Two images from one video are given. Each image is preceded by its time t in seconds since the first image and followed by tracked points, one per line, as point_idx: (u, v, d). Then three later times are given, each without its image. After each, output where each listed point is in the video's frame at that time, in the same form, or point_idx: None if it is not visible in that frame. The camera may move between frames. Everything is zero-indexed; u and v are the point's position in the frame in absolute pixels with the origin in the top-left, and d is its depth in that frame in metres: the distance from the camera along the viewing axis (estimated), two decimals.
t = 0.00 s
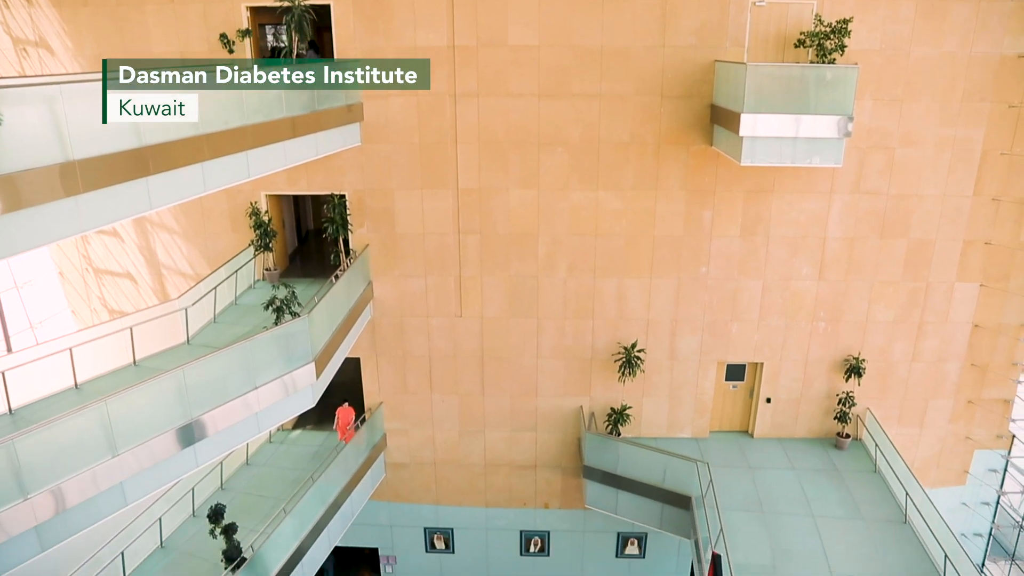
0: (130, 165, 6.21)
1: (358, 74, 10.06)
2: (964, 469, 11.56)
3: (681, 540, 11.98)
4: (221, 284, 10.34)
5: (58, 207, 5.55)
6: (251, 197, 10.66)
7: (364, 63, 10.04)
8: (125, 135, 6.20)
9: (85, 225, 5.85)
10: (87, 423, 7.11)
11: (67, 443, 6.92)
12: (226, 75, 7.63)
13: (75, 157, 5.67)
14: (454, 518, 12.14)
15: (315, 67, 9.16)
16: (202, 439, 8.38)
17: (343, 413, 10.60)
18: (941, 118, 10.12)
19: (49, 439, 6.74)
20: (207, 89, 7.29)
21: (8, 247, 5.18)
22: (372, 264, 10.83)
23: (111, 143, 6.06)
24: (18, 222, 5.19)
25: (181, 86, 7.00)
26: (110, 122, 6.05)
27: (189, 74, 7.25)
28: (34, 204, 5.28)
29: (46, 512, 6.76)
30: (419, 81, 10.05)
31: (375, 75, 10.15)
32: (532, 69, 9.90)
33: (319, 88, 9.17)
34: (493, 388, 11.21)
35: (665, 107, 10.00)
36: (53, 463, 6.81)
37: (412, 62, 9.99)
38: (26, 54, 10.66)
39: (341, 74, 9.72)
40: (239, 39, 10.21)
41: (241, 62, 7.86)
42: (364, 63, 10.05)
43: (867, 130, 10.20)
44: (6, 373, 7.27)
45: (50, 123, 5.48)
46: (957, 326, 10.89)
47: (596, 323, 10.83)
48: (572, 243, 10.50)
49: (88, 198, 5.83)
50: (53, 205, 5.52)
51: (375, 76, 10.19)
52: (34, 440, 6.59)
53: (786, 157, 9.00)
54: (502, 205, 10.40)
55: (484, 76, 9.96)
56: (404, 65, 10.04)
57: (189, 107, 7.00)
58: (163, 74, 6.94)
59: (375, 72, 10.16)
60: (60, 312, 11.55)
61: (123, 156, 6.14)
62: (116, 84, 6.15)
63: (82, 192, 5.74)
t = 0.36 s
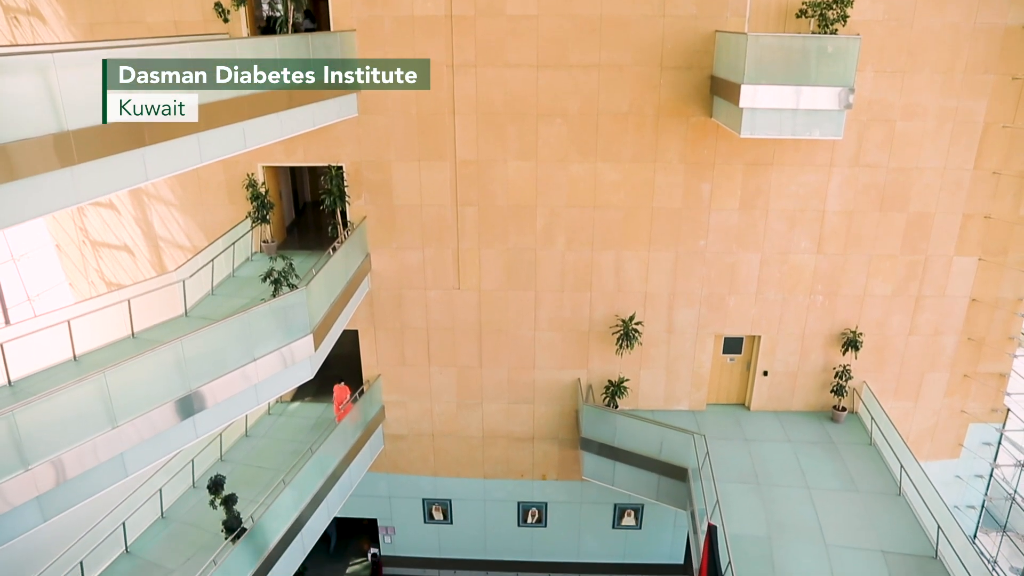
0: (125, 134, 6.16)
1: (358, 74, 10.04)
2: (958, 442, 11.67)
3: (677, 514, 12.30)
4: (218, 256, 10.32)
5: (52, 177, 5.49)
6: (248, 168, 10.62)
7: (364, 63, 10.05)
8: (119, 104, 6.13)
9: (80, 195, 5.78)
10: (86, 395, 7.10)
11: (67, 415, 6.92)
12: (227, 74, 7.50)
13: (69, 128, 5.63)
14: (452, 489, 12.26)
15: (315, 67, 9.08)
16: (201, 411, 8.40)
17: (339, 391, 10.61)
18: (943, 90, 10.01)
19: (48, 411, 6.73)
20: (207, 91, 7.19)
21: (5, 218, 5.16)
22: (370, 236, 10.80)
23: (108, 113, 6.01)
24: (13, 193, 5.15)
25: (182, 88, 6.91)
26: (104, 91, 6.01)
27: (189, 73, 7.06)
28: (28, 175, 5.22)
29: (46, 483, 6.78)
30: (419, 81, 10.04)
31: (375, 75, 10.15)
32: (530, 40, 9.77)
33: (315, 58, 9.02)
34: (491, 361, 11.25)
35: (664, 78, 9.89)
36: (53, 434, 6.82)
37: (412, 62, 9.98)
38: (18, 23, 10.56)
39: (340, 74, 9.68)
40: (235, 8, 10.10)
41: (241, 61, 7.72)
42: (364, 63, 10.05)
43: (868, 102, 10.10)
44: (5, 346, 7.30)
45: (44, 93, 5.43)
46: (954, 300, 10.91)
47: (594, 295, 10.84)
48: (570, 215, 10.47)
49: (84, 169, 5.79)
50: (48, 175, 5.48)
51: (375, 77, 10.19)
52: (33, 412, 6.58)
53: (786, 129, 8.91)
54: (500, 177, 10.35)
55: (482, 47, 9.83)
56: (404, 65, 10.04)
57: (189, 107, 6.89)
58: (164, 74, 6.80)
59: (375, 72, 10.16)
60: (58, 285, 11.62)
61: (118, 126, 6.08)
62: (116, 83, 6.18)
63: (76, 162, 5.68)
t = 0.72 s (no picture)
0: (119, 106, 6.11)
1: (358, 74, 10.07)
2: (954, 417, 11.74)
3: (675, 488, 12.41)
4: (215, 230, 10.31)
5: (49, 149, 5.46)
6: (245, 141, 10.59)
7: (364, 63, 10.04)
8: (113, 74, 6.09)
9: (76, 168, 5.75)
10: (85, 368, 7.05)
11: (66, 388, 6.87)
12: (228, 74, 7.48)
13: (64, 99, 5.57)
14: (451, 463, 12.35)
15: (315, 67, 8.95)
16: (200, 384, 8.40)
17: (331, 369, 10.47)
18: (946, 63, 9.90)
19: (48, 384, 6.67)
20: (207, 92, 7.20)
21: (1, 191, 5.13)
22: (368, 209, 10.76)
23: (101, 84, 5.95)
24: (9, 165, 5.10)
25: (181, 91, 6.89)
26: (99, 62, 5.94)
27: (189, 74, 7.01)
28: (24, 146, 5.18)
29: (47, 456, 6.72)
30: (419, 81, 10.07)
31: (375, 75, 10.13)
32: (529, 10, 9.64)
33: (312, 29, 8.89)
34: (489, 335, 11.26)
35: (664, 50, 9.78)
36: (52, 407, 6.76)
37: (412, 62, 10.00)
38: None
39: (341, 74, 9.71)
40: None
41: (240, 61, 7.69)
42: (364, 63, 10.04)
43: (870, 75, 10.00)
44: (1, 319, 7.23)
45: (38, 65, 5.34)
46: (953, 275, 10.90)
47: (592, 269, 10.83)
48: (569, 189, 10.42)
49: (79, 140, 5.74)
50: (44, 147, 5.43)
51: (375, 77, 10.17)
52: (32, 385, 6.51)
53: (787, 104, 8.84)
54: (499, 150, 10.28)
55: (480, 17, 9.70)
56: (404, 65, 10.04)
57: (190, 107, 6.94)
58: (164, 73, 6.72)
59: (374, 72, 10.14)
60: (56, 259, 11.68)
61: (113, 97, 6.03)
62: (116, 83, 6.11)
63: (72, 134, 5.63)
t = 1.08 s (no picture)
0: (116, 78, 5.97)
1: (358, 74, 10.14)
2: (951, 395, 11.78)
3: (673, 463, 12.49)
4: (213, 205, 10.31)
5: (44, 123, 5.34)
6: (242, 115, 10.58)
7: (364, 63, 10.09)
8: (109, 45, 5.94)
9: (72, 141, 5.66)
10: (84, 343, 7.02)
11: (65, 363, 6.83)
12: (227, 74, 7.39)
13: (59, 70, 5.41)
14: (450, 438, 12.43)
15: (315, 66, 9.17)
16: (198, 359, 8.38)
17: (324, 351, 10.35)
18: (950, 38, 9.79)
19: (46, 359, 6.63)
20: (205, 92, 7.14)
21: None
22: (366, 184, 10.72)
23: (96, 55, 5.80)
24: (7, 138, 5.00)
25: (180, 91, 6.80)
26: (95, 33, 5.76)
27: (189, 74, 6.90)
28: (20, 121, 5.06)
29: (47, 430, 6.70)
30: (419, 81, 10.11)
31: (375, 75, 10.16)
32: None
33: None
34: (488, 310, 11.27)
35: (665, 24, 9.67)
36: (52, 381, 6.73)
37: (412, 62, 10.03)
38: None
39: (342, 75, 10.07)
40: None
41: (241, 61, 7.59)
42: (364, 64, 10.09)
43: (872, 50, 9.90)
44: None
45: (31, 36, 5.14)
46: (952, 253, 10.89)
47: (591, 245, 10.81)
48: (568, 164, 10.37)
49: (74, 113, 5.62)
50: (40, 119, 5.31)
51: (375, 77, 10.21)
52: (30, 360, 6.46)
53: (788, 79, 8.77)
54: (499, 125, 10.22)
55: None
56: (404, 65, 10.07)
57: (189, 106, 6.89)
58: (163, 73, 6.59)
59: (374, 72, 10.17)
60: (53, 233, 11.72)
61: (109, 69, 5.90)
62: (116, 83, 5.97)
63: (67, 107, 5.49)
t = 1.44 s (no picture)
0: (111, 52, 5.84)
1: (358, 74, 10.18)
2: (949, 372, 11.82)
3: (670, 440, 12.62)
4: (211, 180, 10.31)
5: (39, 97, 5.20)
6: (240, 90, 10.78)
7: (364, 63, 10.11)
8: (104, 19, 5.79)
9: (68, 116, 5.54)
10: (83, 319, 6.90)
11: (64, 340, 6.70)
12: (227, 74, 7.46)
13: (53, 43, 5.25)
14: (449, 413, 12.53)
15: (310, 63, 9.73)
16: (198, 335, 8.35)
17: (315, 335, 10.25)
18: (955, 13, 9.63)
19: (45, 335, 6.50)
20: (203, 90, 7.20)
21: None
22: (364, 160, 10.67)
23: (91, 28, 5.64)
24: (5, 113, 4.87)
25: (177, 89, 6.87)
26: (89, 5, 5.59)
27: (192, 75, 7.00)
28: (14, 93, 4.91)
29: (47, 406, 6.60)
30: (419, 80, 10.12)
31: (375, 75, 10.19)
32: None
33: None
34: (487, 286, 11.27)
35: None
36: (52, 358, 6.61)
37: (412, 62, 10.04)
38: None
39: (342, 74, 10.11)
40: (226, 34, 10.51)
41: (240, 52, 7.64)
42: (364, 63, 10.11)
43: (876, 25, 9.76)
44: None
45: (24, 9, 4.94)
46: (952, 230, 10.86)
47: (590, 222, 10.80)
48: (567, 140, 10.32)
49: (69, 87, 5.49)
50: (35, 94, 5.17)
51: (375, 76, 10.22)
52: (30, 338, 6.33)
53: (789, 53, 8.65)
54: (498, 100, 10.14)
55: None
56: (404, 65, 10.08)
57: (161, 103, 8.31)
58: (165, 74, 6.59)
59: (375, 72, 10.19)
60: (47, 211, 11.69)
61: (104, 42, 5.76)
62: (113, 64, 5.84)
63: (62, 80, 5.36)
